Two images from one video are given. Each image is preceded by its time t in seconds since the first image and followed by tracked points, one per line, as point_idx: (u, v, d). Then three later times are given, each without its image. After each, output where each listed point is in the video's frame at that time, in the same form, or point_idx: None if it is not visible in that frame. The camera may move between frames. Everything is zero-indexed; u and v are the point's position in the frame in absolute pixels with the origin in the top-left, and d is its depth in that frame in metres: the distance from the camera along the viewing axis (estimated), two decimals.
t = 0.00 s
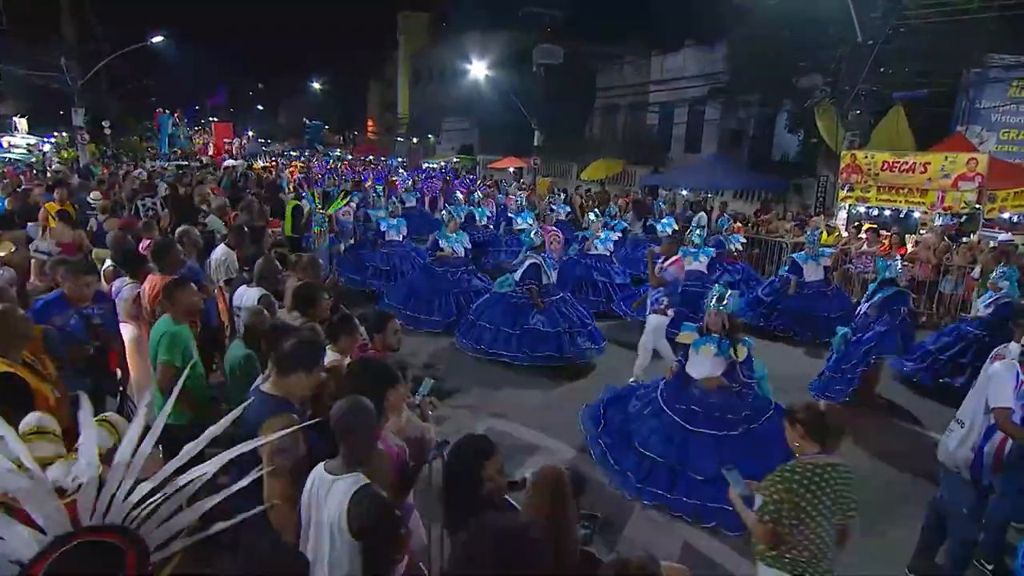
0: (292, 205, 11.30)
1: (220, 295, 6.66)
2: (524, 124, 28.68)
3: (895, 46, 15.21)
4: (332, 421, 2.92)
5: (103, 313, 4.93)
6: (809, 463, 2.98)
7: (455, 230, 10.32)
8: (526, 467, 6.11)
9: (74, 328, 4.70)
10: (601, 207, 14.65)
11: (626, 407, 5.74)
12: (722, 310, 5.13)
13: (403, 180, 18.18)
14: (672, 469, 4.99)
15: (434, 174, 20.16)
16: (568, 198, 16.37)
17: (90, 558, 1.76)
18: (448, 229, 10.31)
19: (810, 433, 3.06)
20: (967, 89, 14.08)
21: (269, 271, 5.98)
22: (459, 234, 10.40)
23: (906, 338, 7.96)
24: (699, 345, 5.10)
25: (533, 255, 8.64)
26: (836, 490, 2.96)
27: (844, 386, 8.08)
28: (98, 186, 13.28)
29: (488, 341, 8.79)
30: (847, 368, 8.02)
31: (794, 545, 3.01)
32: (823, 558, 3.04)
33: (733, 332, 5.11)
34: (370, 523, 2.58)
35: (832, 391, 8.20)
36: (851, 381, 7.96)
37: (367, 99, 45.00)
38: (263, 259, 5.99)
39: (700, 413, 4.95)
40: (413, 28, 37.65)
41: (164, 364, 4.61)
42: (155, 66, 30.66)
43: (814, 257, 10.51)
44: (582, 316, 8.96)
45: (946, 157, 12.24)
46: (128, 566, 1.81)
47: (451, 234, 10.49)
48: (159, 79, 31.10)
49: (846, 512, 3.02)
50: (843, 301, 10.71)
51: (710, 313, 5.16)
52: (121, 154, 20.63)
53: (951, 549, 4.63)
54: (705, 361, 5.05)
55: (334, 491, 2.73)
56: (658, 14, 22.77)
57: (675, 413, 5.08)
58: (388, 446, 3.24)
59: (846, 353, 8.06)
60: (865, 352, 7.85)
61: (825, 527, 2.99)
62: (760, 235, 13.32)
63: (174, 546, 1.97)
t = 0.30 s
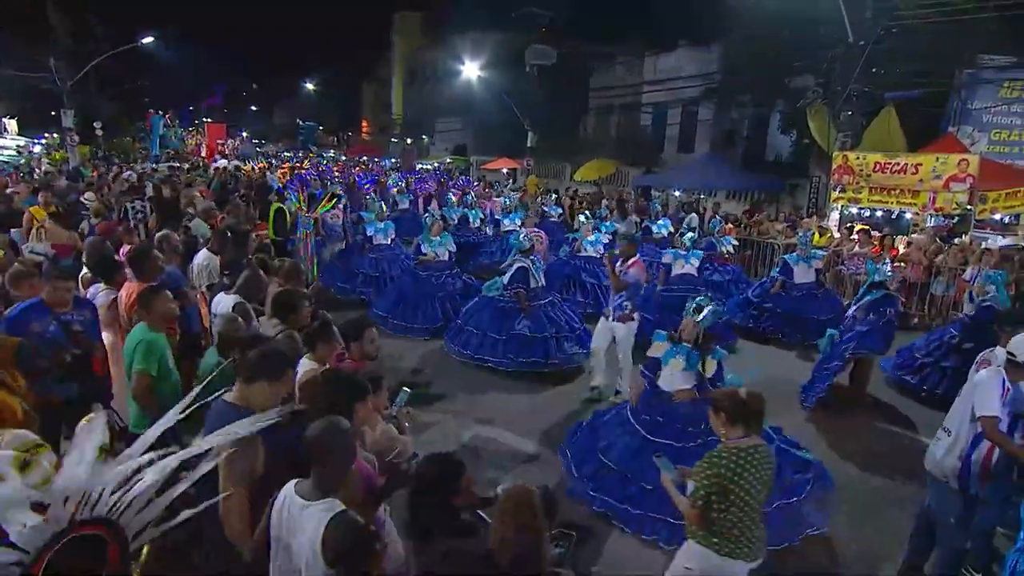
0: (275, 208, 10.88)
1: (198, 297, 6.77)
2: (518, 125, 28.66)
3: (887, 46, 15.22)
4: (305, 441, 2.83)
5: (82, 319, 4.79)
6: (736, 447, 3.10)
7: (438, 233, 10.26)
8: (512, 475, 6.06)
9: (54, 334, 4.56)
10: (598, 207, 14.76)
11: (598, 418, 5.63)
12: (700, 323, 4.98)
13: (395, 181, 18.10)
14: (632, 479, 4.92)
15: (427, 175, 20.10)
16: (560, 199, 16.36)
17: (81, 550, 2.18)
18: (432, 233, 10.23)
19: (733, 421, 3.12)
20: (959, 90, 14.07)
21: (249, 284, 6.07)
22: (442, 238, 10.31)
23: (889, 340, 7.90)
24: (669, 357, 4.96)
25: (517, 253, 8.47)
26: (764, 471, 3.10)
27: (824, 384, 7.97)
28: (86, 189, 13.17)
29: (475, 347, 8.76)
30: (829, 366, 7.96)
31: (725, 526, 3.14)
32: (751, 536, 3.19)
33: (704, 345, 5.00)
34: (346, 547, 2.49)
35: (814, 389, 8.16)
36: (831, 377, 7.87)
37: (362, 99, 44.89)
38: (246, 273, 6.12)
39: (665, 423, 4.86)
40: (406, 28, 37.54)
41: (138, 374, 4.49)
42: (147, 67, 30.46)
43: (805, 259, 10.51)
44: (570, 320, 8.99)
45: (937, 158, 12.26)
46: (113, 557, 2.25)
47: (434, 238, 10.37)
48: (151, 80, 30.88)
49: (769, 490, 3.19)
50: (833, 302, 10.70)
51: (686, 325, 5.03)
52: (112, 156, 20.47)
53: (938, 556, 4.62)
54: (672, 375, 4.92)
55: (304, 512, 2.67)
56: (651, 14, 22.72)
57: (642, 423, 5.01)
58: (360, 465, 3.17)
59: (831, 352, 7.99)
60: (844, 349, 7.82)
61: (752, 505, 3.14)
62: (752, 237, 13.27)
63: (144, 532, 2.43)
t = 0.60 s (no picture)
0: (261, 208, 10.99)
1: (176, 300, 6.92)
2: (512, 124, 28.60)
3: (878, 46, 15.22)
4: (261, 469, 2.84)
5: (65, 320, 4.88)
6: (652, 441, 3.21)
7: (426, 235, 10.22)
8: (499, 481, 6.02)
9: (34, 334, 4.66)
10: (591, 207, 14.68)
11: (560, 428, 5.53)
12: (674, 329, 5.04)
13: (387, 181, 18.03)
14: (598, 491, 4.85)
15: (419, 174, 20.03)
16: (552, 199, 16.32)
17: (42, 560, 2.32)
18: (419, 235, 10.24)
19: (654, 418, 3.25)
20: (950, 89, 14.03)
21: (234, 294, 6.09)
22: (430, 240, 10.25)
23: (875, 343, 7.89)
24: (644, 365, 5.02)
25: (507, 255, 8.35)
26: (679, 464, 3.24)
27: (803, 382, 7.99)
28: (72, 189, 13.04)
29: (465, 351, 8.72)
30: (810, 365, 8.01)
31: (645, 519, 3.26)
32: (669, 526, 3.34)
33: (679, 352, 5.06)
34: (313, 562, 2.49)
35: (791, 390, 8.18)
36: (807, 378, 7.95)
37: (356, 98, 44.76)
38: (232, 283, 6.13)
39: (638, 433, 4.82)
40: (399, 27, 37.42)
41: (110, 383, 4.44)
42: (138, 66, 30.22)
43: (795, 260, 10.49)
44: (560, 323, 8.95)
45: (929, 158, 12.23)
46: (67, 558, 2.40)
47: (422, 240, 10.33)
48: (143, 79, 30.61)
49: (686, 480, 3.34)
50: (823, 304, 10.66)
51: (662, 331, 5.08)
52: (101, 156, 20.30)
53: (925, 563, 4.60)
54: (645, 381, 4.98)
55: (262, 537, 2.61)
56: (644, 14, 22.68)
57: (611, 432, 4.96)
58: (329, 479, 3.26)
59: (812, 353, 8.11)
60: (826, 346, 7.93)
61: (670, 496, 3.29)
62: (745, 237, 13.24)
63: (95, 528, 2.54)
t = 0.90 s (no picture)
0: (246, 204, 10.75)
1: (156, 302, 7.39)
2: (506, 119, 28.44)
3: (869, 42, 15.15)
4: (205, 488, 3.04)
5: (38, 324, 4.83)
6: (575, 428, 3.63)
7: (422, 233, 10.12)
8: (481, 483, 6.06)
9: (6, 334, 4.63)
10: (582, 203, 14.60)
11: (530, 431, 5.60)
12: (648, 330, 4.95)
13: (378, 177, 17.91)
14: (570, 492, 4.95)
15: (411, 170, 19.94)
16: (544, 195, 16.25)
17: None
18: (415, 232, 10.15)
19: (578, 404, 3.70)
20: (942, 85, 13.93)
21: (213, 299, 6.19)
22: (426, 238, 10.14)
23: (865, 342, 7.83)
24: (618, 364, 4.91)
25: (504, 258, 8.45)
26: (601, 451, 3.63)
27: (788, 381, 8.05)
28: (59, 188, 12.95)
29: (453, 352, 8.72)
30: (795, 366, 8.06)
31: (574, 503, 3.63)
32: (598, 510, 3.71)
33: (655, 357, 4.93)
34: None
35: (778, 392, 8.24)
36: (792, 378, 8.02)
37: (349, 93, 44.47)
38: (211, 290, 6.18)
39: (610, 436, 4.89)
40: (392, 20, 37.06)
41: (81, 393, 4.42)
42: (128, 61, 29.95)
43: (784, 257, 10.45)
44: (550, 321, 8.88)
45: (921, 154, 12.05)
46: None
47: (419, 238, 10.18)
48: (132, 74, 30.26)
49: (612, 467, 3.71)
50: (813, 301, 10.61)
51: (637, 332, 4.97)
52: (90, 152, 20.09)
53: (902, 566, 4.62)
54: (618, 382, 4.84)
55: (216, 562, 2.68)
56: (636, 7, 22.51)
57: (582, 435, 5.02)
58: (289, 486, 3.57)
59: (800, 354, 8.11)
60: (814, 344, 7.95)
61: (596, 481, 3.65)
62: (736, 233, 13.20)
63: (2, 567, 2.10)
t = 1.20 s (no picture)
0: (229, 199, 11.16)
1: (132, 302, 7.35)
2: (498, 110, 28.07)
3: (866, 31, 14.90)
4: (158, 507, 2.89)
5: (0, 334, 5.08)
6: (506, 412, 3.88)
7: (413, 228, 9.80)
8: (464, 487, 5.98)
9: None
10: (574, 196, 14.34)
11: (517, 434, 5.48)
12: (629, 329, 4.82)
13: (368, 169, 17.60)
14: (559, 497, 4.87)
15: (403, 162, 19.66)
16: (537, 187, 16.03)
17: None
18: (406, 227, 9.78)
19: (509, 389, 3.93)
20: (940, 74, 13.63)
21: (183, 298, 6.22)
22: (417, 233, 9.82)
23: (858, 340, 7.73)
24: (603, 366, 4.81)
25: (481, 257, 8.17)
26: (531, 432, 3.87)
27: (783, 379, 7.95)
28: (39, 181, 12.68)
29: (444, 349, 8.59)
30: (790, 364, 7.93)
31: (507, 482, 3.87)
32: (533, 490, 3.93)
33: (639, 354, 4.85)
34: None
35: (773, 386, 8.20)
36: (791, 375, 7.87)
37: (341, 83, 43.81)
38: (180, 288, 6.24)
39: (600, 441, 4.78)
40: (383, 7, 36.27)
41: (43, 399, 4.18)
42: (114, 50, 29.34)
43: (779, 250, 10.30)
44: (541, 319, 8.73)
45: (918, 145, 11.98)
46: None
47: (409, 233, 9.90)
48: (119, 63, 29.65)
49: (545, 448, 3.95)
50: (808, 295, 10.39)
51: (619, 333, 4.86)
52: (75, 143, 19.70)
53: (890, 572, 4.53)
54: (605, 384, 4.80)
55: None
56: None
57: (570, 439, 4.90)
58: (251, 496, 3.42)
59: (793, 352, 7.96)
60: (808, 345, 7.75)
61: (528, 461, 3.88)
62: (730, 226, 12.99)
63: None
